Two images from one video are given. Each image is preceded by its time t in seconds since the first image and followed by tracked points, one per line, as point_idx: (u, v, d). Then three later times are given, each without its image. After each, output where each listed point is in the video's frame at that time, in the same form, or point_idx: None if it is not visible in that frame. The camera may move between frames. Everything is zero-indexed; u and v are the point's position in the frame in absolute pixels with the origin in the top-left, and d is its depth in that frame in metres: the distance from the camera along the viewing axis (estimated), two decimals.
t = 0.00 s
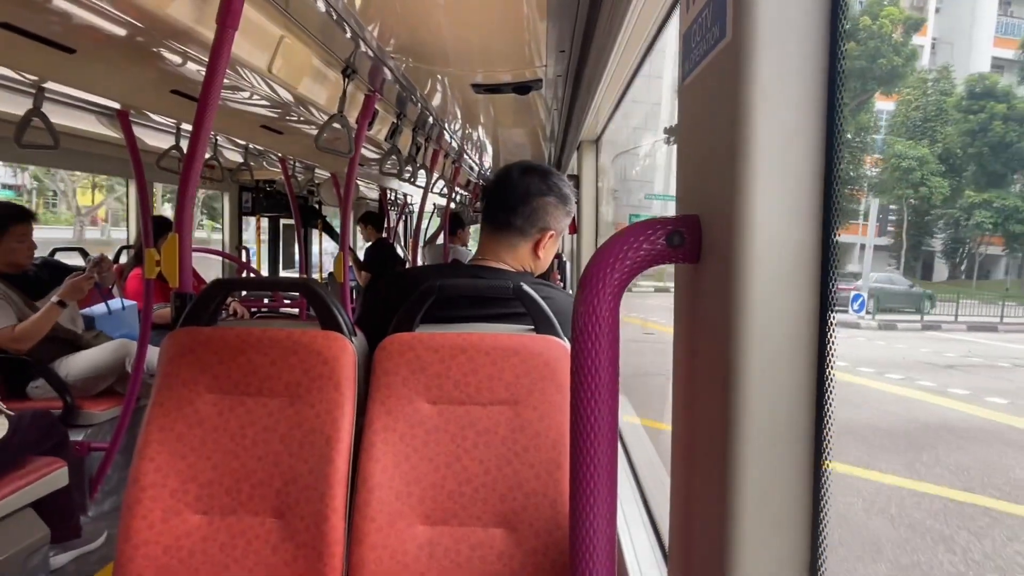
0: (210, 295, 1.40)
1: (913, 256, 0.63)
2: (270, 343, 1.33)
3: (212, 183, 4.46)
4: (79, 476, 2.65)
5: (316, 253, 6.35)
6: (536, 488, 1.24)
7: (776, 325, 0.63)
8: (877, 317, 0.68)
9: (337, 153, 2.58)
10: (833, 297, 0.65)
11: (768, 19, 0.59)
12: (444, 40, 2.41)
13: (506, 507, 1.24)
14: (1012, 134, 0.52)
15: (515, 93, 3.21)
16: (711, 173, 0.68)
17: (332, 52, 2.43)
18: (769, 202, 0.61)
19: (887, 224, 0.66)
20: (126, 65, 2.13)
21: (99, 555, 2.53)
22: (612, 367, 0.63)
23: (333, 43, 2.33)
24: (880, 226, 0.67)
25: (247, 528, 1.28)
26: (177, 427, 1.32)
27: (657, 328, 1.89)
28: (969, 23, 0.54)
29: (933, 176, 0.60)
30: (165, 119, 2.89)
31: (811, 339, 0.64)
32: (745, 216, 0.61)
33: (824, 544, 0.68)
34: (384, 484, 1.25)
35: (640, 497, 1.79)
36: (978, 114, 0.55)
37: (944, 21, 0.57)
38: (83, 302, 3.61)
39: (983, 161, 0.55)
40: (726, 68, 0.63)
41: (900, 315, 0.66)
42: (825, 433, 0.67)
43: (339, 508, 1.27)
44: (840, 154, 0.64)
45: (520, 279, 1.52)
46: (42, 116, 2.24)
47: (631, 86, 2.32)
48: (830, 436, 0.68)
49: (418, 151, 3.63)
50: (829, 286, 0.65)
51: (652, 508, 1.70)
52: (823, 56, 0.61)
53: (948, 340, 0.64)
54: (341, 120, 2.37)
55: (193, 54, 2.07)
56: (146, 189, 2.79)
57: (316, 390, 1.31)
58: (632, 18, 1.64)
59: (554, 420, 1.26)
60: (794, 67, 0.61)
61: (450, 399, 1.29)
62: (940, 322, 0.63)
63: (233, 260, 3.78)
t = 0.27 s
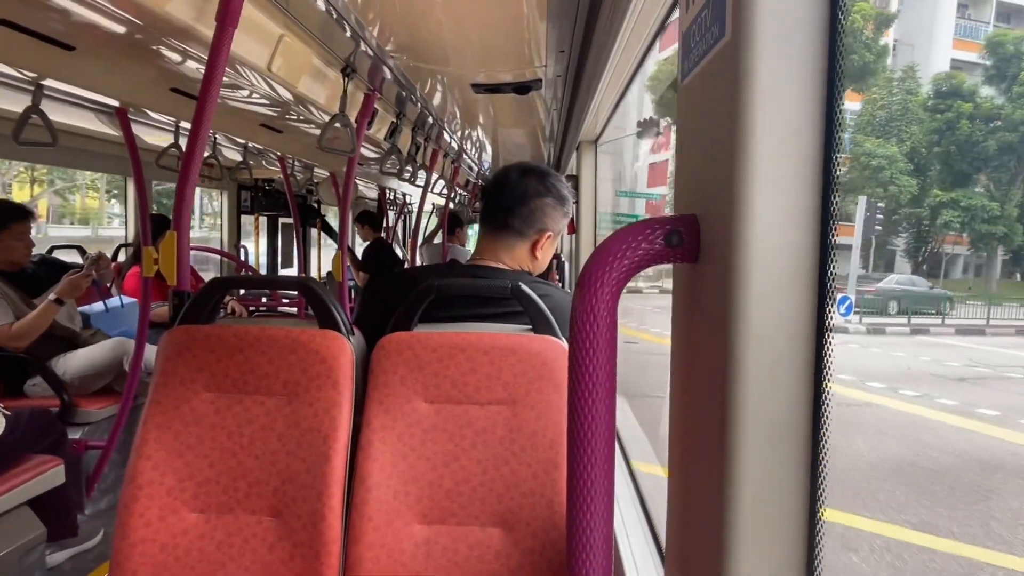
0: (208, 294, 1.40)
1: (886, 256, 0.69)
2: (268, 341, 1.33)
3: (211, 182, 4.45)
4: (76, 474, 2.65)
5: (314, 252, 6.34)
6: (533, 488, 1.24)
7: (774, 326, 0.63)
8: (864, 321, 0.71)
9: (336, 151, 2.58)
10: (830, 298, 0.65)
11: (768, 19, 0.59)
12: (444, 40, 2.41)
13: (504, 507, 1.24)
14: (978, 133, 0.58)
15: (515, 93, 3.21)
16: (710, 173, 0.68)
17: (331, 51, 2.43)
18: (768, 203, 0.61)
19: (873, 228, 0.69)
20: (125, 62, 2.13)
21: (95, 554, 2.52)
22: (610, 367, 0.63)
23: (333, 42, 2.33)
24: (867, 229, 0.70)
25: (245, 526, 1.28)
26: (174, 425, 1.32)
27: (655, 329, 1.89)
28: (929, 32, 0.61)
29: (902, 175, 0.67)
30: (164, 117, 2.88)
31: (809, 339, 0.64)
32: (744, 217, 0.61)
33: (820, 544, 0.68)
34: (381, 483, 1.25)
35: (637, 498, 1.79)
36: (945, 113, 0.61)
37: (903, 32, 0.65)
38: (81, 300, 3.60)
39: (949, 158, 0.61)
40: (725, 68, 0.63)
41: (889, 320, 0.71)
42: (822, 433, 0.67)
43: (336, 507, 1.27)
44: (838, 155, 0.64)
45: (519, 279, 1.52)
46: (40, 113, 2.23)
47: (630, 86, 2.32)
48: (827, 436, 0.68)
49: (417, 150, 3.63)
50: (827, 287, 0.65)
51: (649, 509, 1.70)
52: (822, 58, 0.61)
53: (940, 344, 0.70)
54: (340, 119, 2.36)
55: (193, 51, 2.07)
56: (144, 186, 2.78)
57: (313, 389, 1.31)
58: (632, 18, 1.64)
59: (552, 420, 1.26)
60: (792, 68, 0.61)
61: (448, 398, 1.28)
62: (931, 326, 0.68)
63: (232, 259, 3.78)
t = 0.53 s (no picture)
0: (213, 295, 1.40)
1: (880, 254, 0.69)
2: (273, 342, 1.33)
3: (215, 184, 4.47)
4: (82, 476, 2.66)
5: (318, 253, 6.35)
6: (537, 489, 1.24)
7: (777, 328, 0.63)
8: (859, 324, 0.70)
9: (340, 153, 2.58)
10: (834, 299, 0.65)
11: (771, 20, 0.59)
12: (447, 41, 2.41)
13: (508, 508, 1.24)
14: (953, 129, 0.61)
15: (518, 94, 3.21)
16: (714, 176, 0.68)
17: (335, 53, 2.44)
18: (771, 204, 0.61)
19: (869, 227, 0.69)
20: (130, 65, 2.14)
21: (102, 555, 2.53)
22: (613, 370, 0.63)
23: (337, 44, 2.33)
24: (862, 226, 0.69)
25: (249, 527, 1.29)
26: (179, 426, 1.32)
27: (659, 329, 1.89)
28: (895, 31, 0.67)
29: (877, 171, 0.68)
30: (169, 120, 2.90)
31: (813, 341, 0.64)
32: (747, 218, 0.61)
33: (825, 545, 0.68)
34: (386, 484, 1.25)
35: (641, 498, 1.79)
36: (919, 109, 0.65)
37: (872, 29, 0.68)
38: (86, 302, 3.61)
39: (924, 154, 0.64)
40: (729, 69, 0.63)
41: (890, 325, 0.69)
42: (826, 434, 0.67)
43: (341, 508, 1.27)
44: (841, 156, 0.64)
45: (522, 280, 1.52)
46: (46, 116, 2.25)
47: (633, 87, 2.32)
48: (830, 437, 0.68)
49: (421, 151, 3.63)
50: (831, 288, 0.65)
51: (653, 509, 1.70)
52: (824, 59, 0.61)
53: (943, 351, 0.66)
54: (344, 121, 2.37)
55: (197, 54, 2.08)
56: (149, 189, 2.79)
57: (318, 390, 1.31)
58: (634, 20, 1.64)
59: (556, 421, 1.26)
60: (795, 69, 0.61)
61: (452, 400, 1.29)
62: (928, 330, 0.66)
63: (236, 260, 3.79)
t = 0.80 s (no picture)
0: (219, 297, 1.41)
1: (867, 251, 0.70)
2: (279, 344, 1.34)
3: (220, 186, 4.49)
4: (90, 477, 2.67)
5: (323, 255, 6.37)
6: (543, 489, 1.25)
7: (781, 327, 0.63)
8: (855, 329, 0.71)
9: (344, 155, 2.59)
10: (838, 297, 0.65)
11: (773, 19, 0.59)
12: (450, 42, 2.41)
13: (514, 508, 1.25)
14: (927, 124, 0.64)
15: (521, 95, 3.22)
16: (716, 175, 0.68)
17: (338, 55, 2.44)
18: (774, 203, 0.61)
19: (867, 224, 0.70)
20: (135, 69, 2.15)
21: (110, 556, 2.55)
22: (618, 369, 0.63)
23: (340, 46, 2.34)
24: (861, 224, 0.69)
25: (257, 528, 1.29)
26: (186, 428, 1.33)
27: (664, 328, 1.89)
28: (870, 29, 0.68)
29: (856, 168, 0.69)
30: (174, 123, 2.91)
31: (817, 339, 0.64)
32: (751, 218, 0.61)
33: (831, 544, 0.68)
34: (392, 485, 1.26)
35: (647, 498, 1.79)
36: (892, 104, 0.69)
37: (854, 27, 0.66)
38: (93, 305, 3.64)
39: (896, 149, 0.69)
40: (732, 68, 0.63)
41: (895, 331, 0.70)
42: (831, 432, 0.67)
43: (347, 509, 1.28)
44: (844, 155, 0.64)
45: (527, 280, 1.52)
46: (51, 121, 2.26)
47: (636, 86, 2.32)
48: (835, 435, 0.68)
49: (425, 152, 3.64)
50: (835, 286, 0.65)
51: (659, 508, 1.70)
52: (828, 58, 0.61)
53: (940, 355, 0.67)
54: (347, 123, 2.37)
55: (201, 57, 2.09)
56: (155, 192, 2.81)
57: (324, 391, 1.32)
58: (637, 19, 1.64)
59: (561, 421, 1.27)
60: (797, 68, 0.61)
61: (457, 400, 1.29)
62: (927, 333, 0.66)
63: (241, 262, 3.80)
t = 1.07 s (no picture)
0: (221, 298, 1.41)
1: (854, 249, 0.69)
2: (281, 344, 1.34)
3: (222, 187, 4.49)
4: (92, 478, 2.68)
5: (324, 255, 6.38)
6: (546, 488, 1.24)
7: (785, 325, 0.63)
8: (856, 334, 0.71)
9: (345, 156, 2.59)
10: (842, 295, 0.65)
11: (775, 16, 0.59)
12: (451, 42, 2.41)
13: (517, 507, 1.25)
14: (896, 120, 0.67)
15: (521, 94, 3.22)
16: (719, 173, 0.68)
17: (339, 55, 2.44)
18: (778, 201, 0.61)
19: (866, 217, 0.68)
20: (136, 70, 2.15)
21: (114, 557, 2.55)
22: (621, 369, 0.63)
23: (341, 46, 2.34)
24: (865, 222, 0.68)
25: (260, 529, 1.29)
26: (189, 429, 1.33)
27: (665, 327, 1.89)
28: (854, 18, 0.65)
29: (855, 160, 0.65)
30: (174, 124, 2.91)
31: (821, 337, 0.64)
32: (754, 216, 0.60)
33: (835, 542, 0.68)
34: (395, 485, 1.26)
35: (650, 497, 1.78)
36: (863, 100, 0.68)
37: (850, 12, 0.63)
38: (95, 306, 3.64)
39: (868, 147, 0.67)
40: (734, 66, 0.63)
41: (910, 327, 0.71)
42: (836, 430, 0.67)
43: (350, 509, 1.28)
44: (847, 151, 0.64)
45: (529, 279, 1.52)
46: (53, 122, 2.26)
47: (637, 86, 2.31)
48: (839, 433, 0.68)
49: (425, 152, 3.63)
50: (838, 283, 0.65)
51: (662, 507, 1.69)
52: (830, 55, 0.61)
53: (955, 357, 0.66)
54: (347, 123, 2.37)
55: (202, 58, 2.09)
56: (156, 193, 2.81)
57: (326, 392, 1.32)
58: (638, 18, 1.64)
59: (564, 420, 1.26)
60: (800, 66, 0.60)
61: (460, 400, 1.29)
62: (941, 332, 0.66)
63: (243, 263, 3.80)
